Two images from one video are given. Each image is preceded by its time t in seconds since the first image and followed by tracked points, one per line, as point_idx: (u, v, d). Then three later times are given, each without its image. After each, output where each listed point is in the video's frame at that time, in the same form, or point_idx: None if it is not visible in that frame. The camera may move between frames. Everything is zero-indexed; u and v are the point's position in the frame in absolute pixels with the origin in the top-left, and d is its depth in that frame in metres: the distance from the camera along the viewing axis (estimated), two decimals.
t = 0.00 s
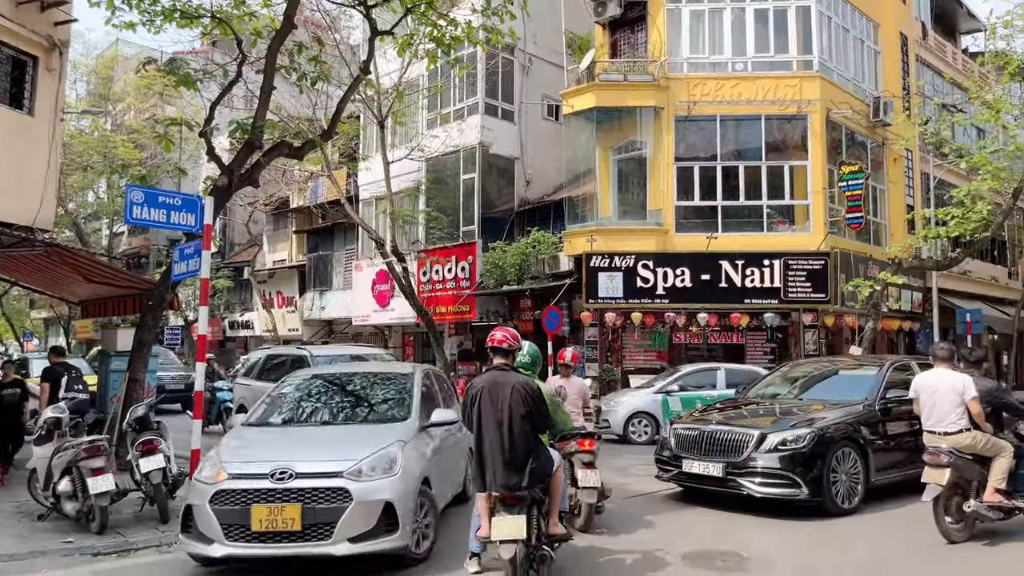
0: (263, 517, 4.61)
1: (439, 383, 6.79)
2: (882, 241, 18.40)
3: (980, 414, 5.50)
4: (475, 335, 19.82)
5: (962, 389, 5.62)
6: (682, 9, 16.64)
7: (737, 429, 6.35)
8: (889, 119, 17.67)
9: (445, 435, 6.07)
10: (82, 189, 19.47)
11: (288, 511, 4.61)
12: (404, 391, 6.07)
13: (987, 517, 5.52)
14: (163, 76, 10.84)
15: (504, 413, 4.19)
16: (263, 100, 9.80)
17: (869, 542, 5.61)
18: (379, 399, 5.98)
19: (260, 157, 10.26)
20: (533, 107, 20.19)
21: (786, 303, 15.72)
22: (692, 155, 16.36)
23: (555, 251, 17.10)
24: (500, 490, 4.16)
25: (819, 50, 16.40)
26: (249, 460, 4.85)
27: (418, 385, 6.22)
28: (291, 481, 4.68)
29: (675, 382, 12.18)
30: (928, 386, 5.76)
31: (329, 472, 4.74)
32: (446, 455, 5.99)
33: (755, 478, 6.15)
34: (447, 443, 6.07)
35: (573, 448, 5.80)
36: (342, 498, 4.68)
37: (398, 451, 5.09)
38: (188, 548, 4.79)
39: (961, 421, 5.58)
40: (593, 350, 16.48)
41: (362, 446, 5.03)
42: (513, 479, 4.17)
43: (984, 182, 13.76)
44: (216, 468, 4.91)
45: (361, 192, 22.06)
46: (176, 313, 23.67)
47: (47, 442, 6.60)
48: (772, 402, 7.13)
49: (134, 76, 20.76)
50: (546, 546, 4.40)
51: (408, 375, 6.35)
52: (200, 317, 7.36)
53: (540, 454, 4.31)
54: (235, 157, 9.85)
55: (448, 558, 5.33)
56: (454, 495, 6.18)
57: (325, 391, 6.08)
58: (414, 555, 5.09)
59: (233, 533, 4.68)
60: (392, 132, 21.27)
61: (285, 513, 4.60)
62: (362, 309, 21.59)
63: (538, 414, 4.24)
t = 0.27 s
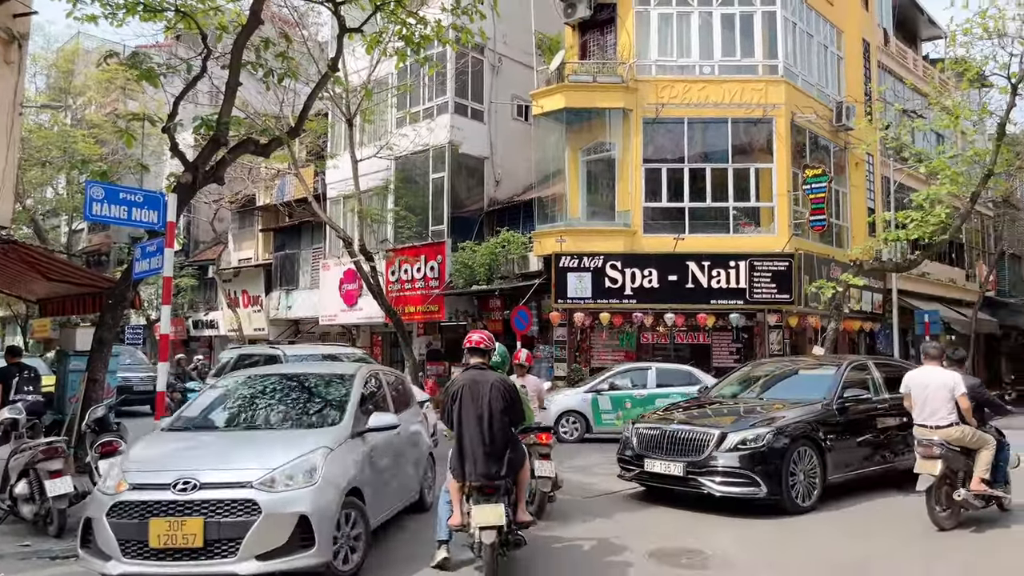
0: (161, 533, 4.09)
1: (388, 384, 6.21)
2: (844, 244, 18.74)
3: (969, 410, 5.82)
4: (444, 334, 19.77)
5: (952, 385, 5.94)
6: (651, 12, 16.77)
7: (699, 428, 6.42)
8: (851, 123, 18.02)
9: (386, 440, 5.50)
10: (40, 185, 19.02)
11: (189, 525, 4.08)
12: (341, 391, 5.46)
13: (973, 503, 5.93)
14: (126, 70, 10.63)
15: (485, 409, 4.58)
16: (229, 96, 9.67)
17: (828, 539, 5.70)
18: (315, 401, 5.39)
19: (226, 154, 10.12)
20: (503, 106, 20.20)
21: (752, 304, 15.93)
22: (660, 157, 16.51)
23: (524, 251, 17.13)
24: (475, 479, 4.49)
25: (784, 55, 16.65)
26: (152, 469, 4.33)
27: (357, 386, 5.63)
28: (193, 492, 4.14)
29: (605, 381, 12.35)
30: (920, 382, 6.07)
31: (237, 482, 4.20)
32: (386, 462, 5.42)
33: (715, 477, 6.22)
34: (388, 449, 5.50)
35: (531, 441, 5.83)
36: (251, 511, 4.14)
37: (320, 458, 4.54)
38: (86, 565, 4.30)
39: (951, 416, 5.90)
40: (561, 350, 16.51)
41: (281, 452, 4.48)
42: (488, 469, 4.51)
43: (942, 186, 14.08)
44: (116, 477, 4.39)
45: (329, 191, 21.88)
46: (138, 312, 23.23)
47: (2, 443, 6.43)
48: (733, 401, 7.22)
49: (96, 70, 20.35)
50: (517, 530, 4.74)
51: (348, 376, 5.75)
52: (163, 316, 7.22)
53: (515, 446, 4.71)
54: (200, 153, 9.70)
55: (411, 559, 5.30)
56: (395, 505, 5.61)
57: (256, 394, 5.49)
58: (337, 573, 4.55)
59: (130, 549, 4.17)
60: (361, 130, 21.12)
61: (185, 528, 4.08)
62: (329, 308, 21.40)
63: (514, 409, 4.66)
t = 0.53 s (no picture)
0: (36, 548, 3.70)
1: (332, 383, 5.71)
2: (808, 244, 19.03)
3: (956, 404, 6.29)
4: (413, 333, 19.68)
5: (939, 381, 6.39)
6: (621, 12, 16.86)
7: (662, 426, 6.50)
8: (816, 125, 18.30)
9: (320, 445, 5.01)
10: None
11: (66, 541, 3.67)
12: (266, 391, 4.96)
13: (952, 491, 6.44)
14: (87, 62, 10.39)
15: (460, 403, 5.00)
16: (194, 91, 9.51)
17: (790, 536, 5.78)
18: (238, 402, 4.88)
19: (190, 149, 9.95)
20: (473, 105, 20.18)
21: (719, 303, 16.11)
22: (630, 157, 16.61)
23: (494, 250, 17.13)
24: (453, 468, 4.91)
25: (751, 57, 16.85)
26: (39, 476, 3.94)
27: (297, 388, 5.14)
28: (73, 503, 3.72)
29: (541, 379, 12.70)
30: (910, 378, 6.51)
31: (123, 492, 3.75)
32: (317, 470, 4.92)
33: (678, 474, 6.28)
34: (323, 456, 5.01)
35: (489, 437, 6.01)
36: (135, 526, 3.69)
37: (224, 465, 4.05)
38: None
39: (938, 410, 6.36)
40: (531, 349, 16.49)
41: (181, 456, 4.03)
42: (464, 458, 4.95)
43: (903, 188, 14.38)
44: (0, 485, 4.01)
45: (297, 187, 21.68)
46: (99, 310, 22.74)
47: None
48: (696, 399, 7.30)
49: (57, 62, 19.88)
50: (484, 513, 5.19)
51: (281, 375, 5.25)
52: (125, 313, 7.08)
53: (486, 438, 5.15)
54: (164, 148, 9.53)
55: (375, 558, 5.26)
56: (331, 516, 5.13)
57: (176, 395, 5.02)
58: None
59: (9, 565, 3.79)
60: (330, 126, 20.92)
61: (61, 543, 3.67)
62: (296, 307, 21.19)
63: (486, 403, 5.10)
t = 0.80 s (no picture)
0: None
1: (264, 384, 5.25)
2: (781, 245, 19.25)
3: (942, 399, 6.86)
4: (388, 333, 19.59)
5: (929, 379, 6.94)
6: (597, 13, 16.93)
7: (630, 426, 6.53)
8: (788, 128, 18.52)
9: (239, 454, 4.55)
10: None
11: None
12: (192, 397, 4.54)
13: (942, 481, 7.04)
14: (54, 56, 10.19)
15: (438, 399, 5.21)
16: (165, 86, 9.37)
17: (760, 535, 5.84)
18: (155, 403, 4.47)
19: (161, 145, 9.81)
20: (449, 103, 20.13)
21: (693, 303, 16.24)
22: (605, 157, 16.67)
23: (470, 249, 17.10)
24: (430, 459, 5.12)
25: (725, 60, 17.01)
26: None
27: (215, 392, 4.69)
28: None
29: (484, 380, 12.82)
30: (900, 375, 7.06)
31: None
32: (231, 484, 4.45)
33: (646, 474, 6.31)
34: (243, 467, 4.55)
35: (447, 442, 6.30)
36: None
37: (98, 480, 3.58)
38: None
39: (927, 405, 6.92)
40: (507, 348, 16.48)
41: (53, 468, 3.60)
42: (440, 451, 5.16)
43: (873, 190, 14.61)
44: None
45: (271, 185, 21.52)
46: (68, 309, 22.35)
47: None
48: (665, 398, 7.34)
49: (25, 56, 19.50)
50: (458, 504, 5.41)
51: (214, 379, 4.82)
52: (93, 312, 6.96)
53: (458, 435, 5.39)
54: (134, 144, 9.38)
55: (345, 559, 5.21)
56: (251, 537, 4.63)
57: (122, 386, 4.73)
58: None
59: None
60: (304, 124, 20.75)
61: None
62: (270, 306, 21.00)
63: (460, 401, 5.34)
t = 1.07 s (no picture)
0: None
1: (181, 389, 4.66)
2: (753, 246, 19.46)
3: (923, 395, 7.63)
4: (362, 332, 19.49)
5: (913, 377, 7.73)
6: (573, 14, 16.97)
7: (597, 426, 6.57)
8: (761, 130, 18.72)
9: (130, 472, 3.97)
10: None
11: None
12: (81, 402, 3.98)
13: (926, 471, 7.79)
14: (20, 49, 9.96)
15: (411, 395, 5.31)
16: (134, 81, 9.22)
17: (730, 535, 5.89)
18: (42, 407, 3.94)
19: (130, 142, 9.65)
20: (425, 103, 20.07)
21: (666, 303, 16.36)
22: (581, 158, 16.71)
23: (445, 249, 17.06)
24: (399, 451, 5.19)
25: (700, 63, 17.14)
26: None
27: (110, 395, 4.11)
28: None
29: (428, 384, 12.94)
30: (887, 374, 7.85)
31: None
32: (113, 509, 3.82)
33: (612, 475, 6.34)
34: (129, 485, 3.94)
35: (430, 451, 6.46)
36: None
37: None
38: None
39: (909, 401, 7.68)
40: (482, 348, 16.45)
41: None
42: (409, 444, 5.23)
43: (843, 193, 14.82)
44: None
45: (244, 183, 21.30)
46: (34, 307, 21.92)
47: None
48: (632, 398, 7.39)
49: None
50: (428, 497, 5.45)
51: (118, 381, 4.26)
52: (59, 311, 6.83)
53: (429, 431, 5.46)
54: (102, 140, 9.21)
55: (316, 562, 5.16)
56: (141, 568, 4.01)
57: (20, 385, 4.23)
58: None
59: None
60: (278, 121, 20.55)
61: None
62: (242, 305, 20.78)
63: (432, 397, 5.43)
